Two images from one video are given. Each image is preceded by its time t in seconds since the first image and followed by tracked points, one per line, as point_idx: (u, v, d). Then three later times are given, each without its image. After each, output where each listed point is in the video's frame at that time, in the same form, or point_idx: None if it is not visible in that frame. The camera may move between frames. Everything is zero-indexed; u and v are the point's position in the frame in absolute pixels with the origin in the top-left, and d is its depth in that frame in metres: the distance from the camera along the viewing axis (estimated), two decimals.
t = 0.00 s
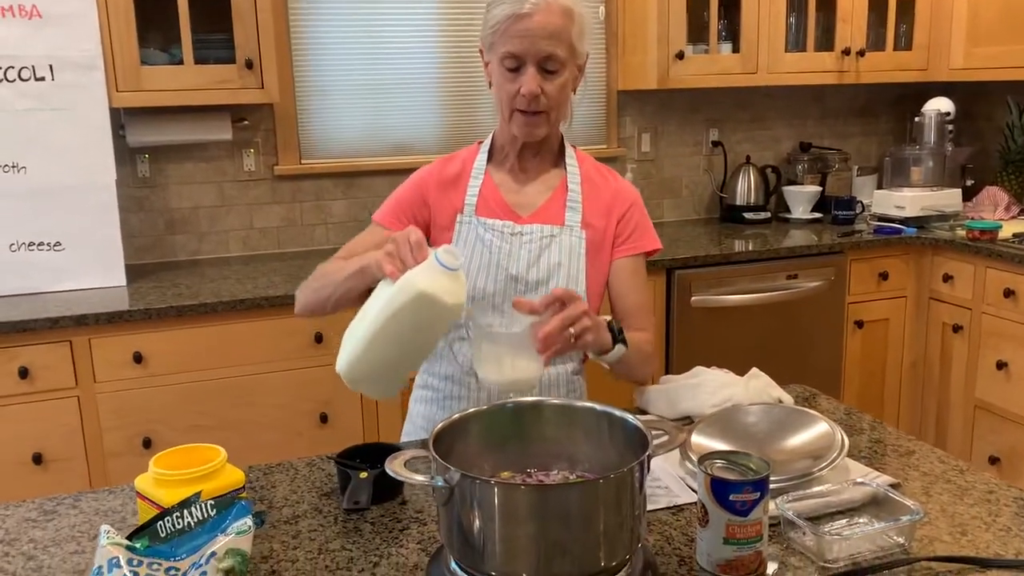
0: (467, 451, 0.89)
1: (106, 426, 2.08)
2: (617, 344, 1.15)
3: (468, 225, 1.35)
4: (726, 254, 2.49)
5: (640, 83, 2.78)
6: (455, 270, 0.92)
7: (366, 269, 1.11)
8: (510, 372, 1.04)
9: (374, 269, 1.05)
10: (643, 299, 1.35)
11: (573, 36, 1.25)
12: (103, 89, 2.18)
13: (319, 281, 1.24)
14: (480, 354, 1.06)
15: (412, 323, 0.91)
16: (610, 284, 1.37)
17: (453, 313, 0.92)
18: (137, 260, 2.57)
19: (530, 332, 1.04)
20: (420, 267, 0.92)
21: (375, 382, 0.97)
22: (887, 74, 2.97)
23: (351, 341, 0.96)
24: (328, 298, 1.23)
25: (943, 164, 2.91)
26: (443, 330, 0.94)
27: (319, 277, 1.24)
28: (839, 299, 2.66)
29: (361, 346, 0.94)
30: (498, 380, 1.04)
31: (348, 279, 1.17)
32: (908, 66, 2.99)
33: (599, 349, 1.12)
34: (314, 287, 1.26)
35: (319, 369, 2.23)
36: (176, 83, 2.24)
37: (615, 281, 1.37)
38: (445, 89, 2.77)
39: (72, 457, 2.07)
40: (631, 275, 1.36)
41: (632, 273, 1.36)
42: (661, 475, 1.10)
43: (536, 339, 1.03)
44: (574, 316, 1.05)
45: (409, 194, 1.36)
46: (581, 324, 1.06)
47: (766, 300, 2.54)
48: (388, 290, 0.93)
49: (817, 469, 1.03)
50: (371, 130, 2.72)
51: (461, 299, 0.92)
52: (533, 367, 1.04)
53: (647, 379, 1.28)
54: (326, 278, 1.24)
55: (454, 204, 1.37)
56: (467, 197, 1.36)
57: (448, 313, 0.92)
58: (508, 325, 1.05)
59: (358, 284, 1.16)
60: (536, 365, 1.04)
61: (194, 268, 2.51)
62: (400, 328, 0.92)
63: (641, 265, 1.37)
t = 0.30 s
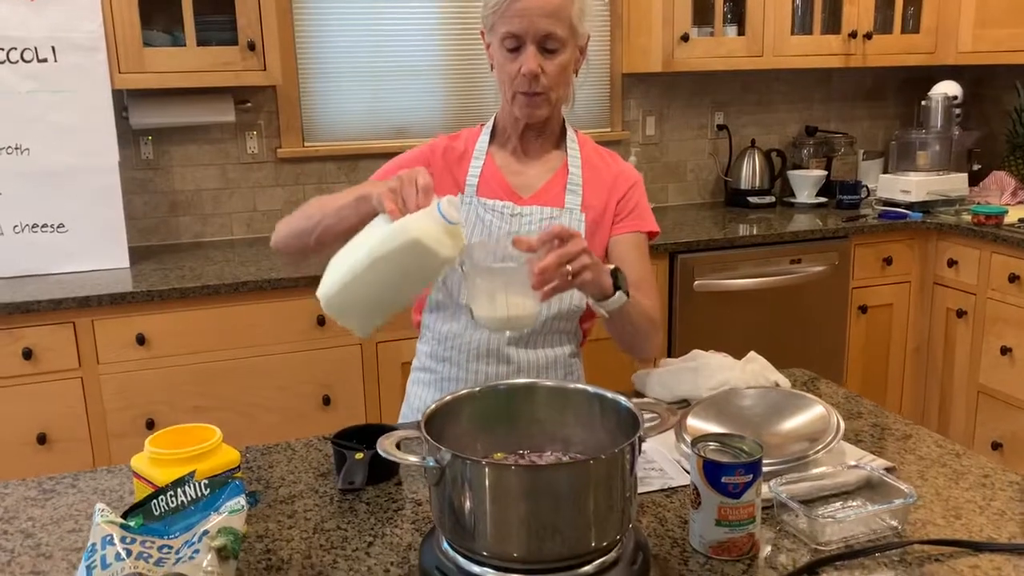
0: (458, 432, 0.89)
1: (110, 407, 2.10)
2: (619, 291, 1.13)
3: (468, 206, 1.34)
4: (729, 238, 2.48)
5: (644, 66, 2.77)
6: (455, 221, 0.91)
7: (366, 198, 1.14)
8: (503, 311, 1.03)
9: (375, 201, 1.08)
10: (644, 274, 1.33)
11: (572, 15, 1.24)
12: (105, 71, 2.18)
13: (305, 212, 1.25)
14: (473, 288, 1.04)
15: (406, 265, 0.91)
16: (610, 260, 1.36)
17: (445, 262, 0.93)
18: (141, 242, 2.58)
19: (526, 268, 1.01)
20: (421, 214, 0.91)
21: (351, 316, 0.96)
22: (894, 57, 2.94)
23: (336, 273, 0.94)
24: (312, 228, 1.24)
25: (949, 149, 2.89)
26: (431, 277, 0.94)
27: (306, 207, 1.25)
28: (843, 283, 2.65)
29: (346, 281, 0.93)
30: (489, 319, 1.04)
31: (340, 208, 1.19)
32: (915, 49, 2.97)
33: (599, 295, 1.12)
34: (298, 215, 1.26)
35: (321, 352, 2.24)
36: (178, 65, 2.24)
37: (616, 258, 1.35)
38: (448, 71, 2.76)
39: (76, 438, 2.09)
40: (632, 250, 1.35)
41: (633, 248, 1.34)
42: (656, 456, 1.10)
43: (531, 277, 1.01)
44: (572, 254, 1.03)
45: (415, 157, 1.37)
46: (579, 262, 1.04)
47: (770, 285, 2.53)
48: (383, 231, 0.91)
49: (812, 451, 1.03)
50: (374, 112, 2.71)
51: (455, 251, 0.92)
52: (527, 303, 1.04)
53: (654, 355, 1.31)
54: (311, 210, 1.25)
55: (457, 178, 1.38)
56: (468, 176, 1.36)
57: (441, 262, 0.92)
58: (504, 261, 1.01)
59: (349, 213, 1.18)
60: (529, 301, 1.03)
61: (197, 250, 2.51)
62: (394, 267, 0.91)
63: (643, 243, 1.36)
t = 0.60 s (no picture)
0: (451, 411, 0.88)
1: (110, 388, 2.10)
2: (619, 244, 1.12)
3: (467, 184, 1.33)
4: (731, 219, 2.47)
5: (646, 46, 2.74)
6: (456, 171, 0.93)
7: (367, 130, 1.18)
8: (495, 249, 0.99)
9: (375, 135, 1.09)
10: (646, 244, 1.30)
11: None
12: (103, 50, 2.16)
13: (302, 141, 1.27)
14: (466, 227, 0.99)
15: (402, 204, 0.93)
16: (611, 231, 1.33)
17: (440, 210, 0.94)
18: (141, 222, 2.57)
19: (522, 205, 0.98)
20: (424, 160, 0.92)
21: (338, 249, 0.98)
22: (900, 36, 2.91)
23: (333, 205, 0.96)
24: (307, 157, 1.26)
25: (955, 129, 2.86)
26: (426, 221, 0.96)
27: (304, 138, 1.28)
28: (846, 265, 2.64)
29: (341, 213, 0.95)
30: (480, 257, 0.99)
31: (339, 137, 1.22)
32: (922, 29, 2.93)
33: (599, 246, 1.12)
34: (296, 145, 1.28)
35: (322, 333, 2.23)
36: (176, 44, 2.21)
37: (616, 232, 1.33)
38: (449, 50, 2.73)
39: (77, 418, 2.09)
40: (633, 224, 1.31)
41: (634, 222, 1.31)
42: (653, 436, 1.10)
43: (526, 214, 0.99)
44: (571, 195, 1.02)
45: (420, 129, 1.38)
46: (577, 205, 1.03)
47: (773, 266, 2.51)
48: (385, 171, 0.93)
49: (811, 431, 1.02)
50: (374, 91, 2.69)
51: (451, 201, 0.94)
52: (521, 244, 1.00)
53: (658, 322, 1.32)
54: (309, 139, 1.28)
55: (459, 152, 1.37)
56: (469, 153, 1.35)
57: (436, 209, 0.93)
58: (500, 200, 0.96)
59: (348, 144, 1.21)
60: (525, 242, 1.00)
61: (198, 230, 2.51)
62: (390, 205, 0.93)
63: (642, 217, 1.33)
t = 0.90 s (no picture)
0: (439, 407, 0.85)
1: (102, 379, 2.07)
2: (622, 215, 1.11)
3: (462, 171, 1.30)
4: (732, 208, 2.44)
5: (646, 31, 2.70)
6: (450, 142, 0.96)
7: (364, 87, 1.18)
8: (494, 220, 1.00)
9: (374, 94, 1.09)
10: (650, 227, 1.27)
11: None
12: (92, 36, 2.12)
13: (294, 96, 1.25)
14: (465, 197, 1.01)
15: (394, 171, 0.95)
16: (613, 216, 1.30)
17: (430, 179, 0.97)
18: (134, 212, 2.53)
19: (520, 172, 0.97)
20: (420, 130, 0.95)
21: (325, 210, 1.00)
22: (904, 21, 2.87)
23: (321, 164, 0.96)
24: (300, 109, 1.24)
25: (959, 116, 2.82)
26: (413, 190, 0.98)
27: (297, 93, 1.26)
28: (848, 254, 2.61)
29: (331, 173, 0.96)
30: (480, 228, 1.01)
31: (334, 93, 1.21)
32: (926, 13, 2.89)
33: (602, 216, 1.10)
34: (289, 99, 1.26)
35: (317, 323, 2.20)
36: (167, 29, 2.17)
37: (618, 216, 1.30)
38: (446, 35, 2.69)
39: (68, 409, 2.06)
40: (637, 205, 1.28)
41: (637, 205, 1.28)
42: (650, 430, 1.07)
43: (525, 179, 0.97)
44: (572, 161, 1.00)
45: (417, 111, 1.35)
46: (578, 169, 1.01)
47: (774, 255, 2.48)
48: (381, 136, 0.95)
49: (812, 426, 1.00)
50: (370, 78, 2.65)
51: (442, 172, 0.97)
52: (521, 212, 1.01)
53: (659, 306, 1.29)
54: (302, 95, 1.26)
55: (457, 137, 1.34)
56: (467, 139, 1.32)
57: (427, 177, 0.96)
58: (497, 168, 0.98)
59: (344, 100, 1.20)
60: (524, 210, 1.01)
61: (192, 220, 2.48)
62: (381, 171, 0.95)
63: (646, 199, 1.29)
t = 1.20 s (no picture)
0: (425, 433, 0.81)
1: (93, 388, 2.03)
2: (624, 221, 1.07)
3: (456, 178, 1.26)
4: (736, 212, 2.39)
5: (648, 31, 2.65)
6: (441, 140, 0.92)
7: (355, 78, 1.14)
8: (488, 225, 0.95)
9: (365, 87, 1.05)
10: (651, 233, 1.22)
11: None
12: (84, 38, 2.08)
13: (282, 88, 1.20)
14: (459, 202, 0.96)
15: (384, 171, 0.90)
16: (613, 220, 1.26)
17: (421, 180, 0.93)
18: (127, 215, 2.49)
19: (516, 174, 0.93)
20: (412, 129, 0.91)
21: (307, 205, 0.94)
22: (912, 21, 2.81)
23: (305, 159, 0.91)
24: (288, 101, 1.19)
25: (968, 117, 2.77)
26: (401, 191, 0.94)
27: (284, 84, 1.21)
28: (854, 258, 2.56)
29: (316, 169, 0.90)
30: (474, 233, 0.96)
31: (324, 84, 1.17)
32: (934, 12, 2.84)
33: (604, 223, 1.06)
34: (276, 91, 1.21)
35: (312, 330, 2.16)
36: (161, 30, 2.13)
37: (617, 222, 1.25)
38: (446, 35, 2.65)
39: (58, 418, 2.02)
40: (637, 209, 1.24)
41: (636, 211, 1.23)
42: (650, 452, 1.02)
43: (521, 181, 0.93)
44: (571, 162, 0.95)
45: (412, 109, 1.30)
46: (577, 172, 0.96)
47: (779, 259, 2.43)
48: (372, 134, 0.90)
49: (819, 448, 0.95)
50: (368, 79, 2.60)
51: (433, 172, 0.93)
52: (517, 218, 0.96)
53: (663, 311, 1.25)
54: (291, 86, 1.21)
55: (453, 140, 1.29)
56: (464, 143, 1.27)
57: (418, 179, 0.92)
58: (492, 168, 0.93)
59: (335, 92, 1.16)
60: (519, 215, 0.96)
61: (186, 224, 2.43)
62: (371, 170, 0.90)
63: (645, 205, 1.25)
